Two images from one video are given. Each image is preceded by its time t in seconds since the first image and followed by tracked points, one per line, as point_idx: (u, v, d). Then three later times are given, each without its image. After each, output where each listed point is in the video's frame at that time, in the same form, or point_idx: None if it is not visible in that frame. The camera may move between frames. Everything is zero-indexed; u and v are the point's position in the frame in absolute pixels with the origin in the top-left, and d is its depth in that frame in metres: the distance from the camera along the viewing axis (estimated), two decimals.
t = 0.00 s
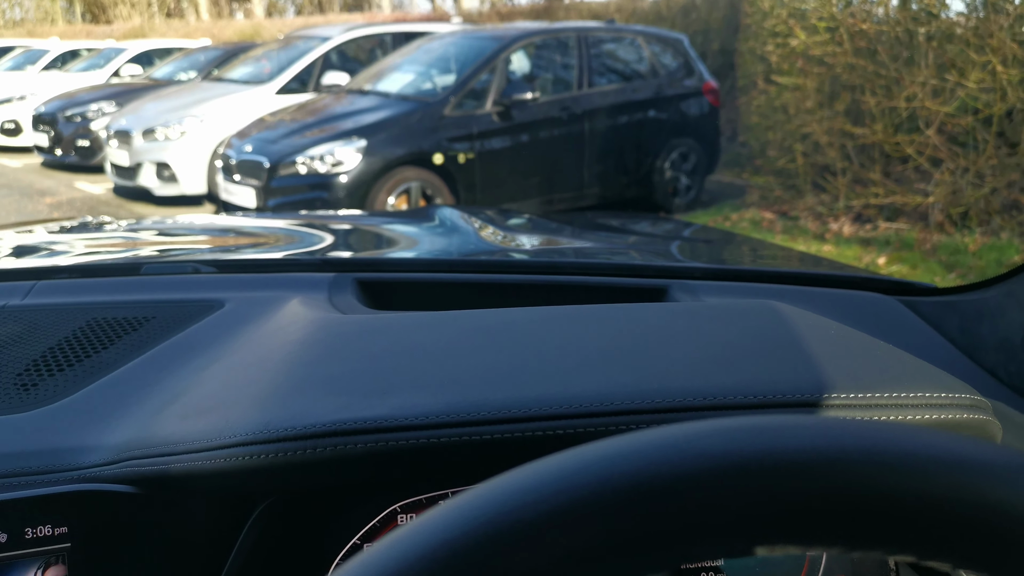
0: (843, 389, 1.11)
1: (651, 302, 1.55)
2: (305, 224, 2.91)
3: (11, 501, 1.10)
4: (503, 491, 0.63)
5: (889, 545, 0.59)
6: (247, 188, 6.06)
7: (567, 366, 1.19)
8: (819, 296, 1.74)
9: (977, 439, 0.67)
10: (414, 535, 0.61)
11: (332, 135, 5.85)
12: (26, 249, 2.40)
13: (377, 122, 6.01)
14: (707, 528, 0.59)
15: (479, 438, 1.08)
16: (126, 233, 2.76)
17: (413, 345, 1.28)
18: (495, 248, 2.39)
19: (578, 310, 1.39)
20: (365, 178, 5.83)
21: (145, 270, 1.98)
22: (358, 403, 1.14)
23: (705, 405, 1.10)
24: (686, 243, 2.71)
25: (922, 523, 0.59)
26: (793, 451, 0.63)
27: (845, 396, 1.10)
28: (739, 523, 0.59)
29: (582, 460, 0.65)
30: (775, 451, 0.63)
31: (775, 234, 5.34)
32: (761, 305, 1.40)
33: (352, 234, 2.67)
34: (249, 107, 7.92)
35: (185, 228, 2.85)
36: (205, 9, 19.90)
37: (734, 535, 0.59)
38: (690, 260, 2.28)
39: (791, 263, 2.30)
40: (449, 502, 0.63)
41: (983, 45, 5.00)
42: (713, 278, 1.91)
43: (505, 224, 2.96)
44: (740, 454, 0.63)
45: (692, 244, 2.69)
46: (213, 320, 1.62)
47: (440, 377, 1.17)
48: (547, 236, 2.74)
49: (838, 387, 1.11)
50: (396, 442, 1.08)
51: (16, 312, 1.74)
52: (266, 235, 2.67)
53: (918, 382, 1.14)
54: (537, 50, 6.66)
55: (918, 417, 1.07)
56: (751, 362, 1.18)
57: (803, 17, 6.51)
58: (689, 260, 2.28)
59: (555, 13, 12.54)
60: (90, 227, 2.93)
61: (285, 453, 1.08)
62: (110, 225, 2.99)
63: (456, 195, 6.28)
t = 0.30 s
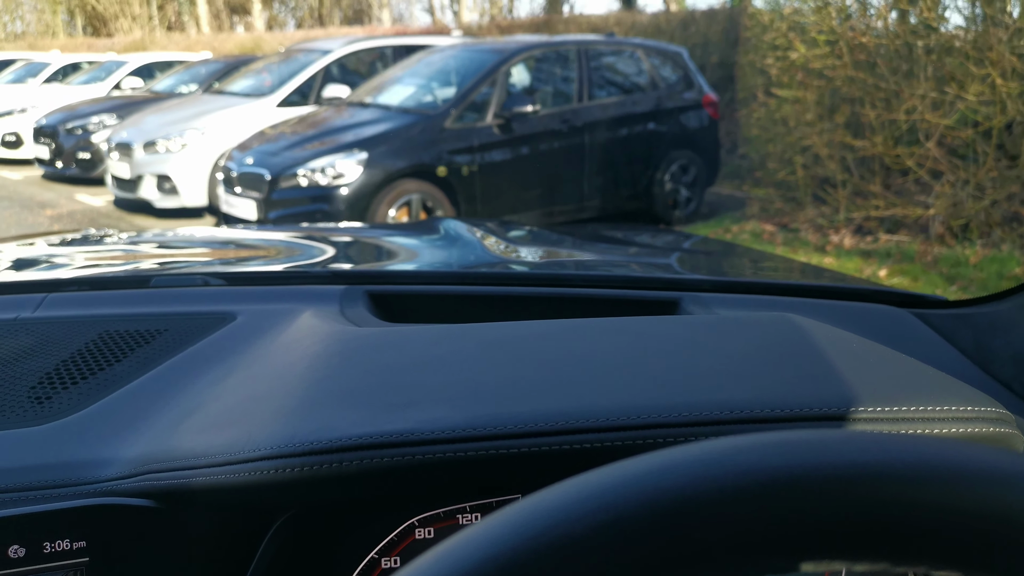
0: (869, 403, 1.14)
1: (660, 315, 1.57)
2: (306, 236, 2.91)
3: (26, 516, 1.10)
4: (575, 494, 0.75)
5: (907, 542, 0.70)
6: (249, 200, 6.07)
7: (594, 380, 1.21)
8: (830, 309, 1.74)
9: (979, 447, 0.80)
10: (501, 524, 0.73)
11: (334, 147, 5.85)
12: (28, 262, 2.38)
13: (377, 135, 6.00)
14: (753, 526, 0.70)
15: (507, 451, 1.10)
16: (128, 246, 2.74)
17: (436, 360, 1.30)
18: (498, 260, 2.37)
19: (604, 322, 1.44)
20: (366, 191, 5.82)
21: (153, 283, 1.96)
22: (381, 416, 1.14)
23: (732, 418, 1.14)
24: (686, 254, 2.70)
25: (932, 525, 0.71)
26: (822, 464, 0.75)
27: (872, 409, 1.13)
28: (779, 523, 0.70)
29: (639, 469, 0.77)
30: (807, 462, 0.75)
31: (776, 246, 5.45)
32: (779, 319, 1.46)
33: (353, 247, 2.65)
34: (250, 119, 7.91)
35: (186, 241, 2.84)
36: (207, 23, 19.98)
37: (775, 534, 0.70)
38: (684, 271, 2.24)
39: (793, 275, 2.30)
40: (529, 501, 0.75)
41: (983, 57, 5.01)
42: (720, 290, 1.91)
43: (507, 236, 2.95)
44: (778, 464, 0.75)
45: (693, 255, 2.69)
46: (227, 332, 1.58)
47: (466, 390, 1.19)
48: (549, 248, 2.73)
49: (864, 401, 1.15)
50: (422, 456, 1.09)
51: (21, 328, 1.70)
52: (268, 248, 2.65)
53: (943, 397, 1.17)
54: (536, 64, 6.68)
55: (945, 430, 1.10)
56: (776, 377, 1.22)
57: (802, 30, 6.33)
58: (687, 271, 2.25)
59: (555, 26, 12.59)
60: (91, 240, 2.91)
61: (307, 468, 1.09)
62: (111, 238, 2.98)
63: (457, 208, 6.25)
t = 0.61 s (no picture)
0: (883, 413, 1.14)
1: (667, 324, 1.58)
2: (305, 247, 2.90)
3: (31, 526, 1.09)
4: (616, 496, 0.80)
5: (919, 548, 0.77)
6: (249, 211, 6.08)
7: (606, 391, 1.21)
8: (835, 318, 1.74)
9: (989, 455, 0.86)
10: (544, 521, 0.78)
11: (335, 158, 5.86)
12: (30, 272, 2.37)
13: (378, 146, 6.01)
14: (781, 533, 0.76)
15: (519, 462, 1.10)
16: (130, 257, 2.74)
17: (446, 370, 1.30)
18: (498, 269, 2.36)
19: (614, 332, 1.45)
20: (366, 201, 5.82)
21: (156, 292, 1.96)
22: (392, 426, 1.14)
23: (744, 430, 1.14)
24: (686, 264, 2.70)
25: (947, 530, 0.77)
26: (846, 472, 0.80)
27: (885, 420, 1.13)
28: (807, 530, 0.76)
29: (676, 474, 0.82)
30: (830, 471, 0.80)
31: (775, 256, 5.49)
32: (790, 328, 1.46)
33: (353, 257, 2.65)
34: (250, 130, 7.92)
35: (186, 252, 2.84)
36: (207, 36, 20.01)
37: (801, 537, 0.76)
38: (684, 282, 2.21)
39: (794, 285, 2.29)
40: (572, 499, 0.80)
41: (981, 69, 5.04)
42: (725, 300, 1.90)
43: (507, 246, 2.95)
44: (803, 473, 0.80)
45: (693, 265, 2.68)
46: (232, 342, 1.57)
47: (477, 401, 1.19)
48: (548, 258, 2.72)
49: (877, 412, 1.15)
50: (435, 466, 1.09)
51: (25, 339, 1.70)
52: (268, 258, 2.65)
53: (957, 407, 1.17)
54: (536, 75, 6.69)
55: (958, 441, 1.10)
56: (788, 387, 1.23)
57: (801, 42, 6.39)
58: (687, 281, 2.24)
59: (555, 37, 12.62)
60: (93, 251, 2.91)
61: (317, 478, 1.08)
62: (112, 248, 2.97)
63: (458, 219, 6.25)
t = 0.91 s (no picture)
0: (877, 427, 1.14)
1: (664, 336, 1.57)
2: (304, 254, 2.90)
3: (22, 541, 1.09)
4: (606, 517, 0.79)
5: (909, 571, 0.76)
6: (246, 218, 6.08)
7: (600, 405, 1.20)
8: (831, 329, 1.74)
9: (984, 476, 0.86)
10: (534, 541, 0.78)
11: (333, 164, 5.85)
12: (26, 282, 2.36)
13: (376, 152, 5.99)
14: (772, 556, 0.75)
15: (513, 476, 1.09)
16: (126, 265, 2.73)
17: (441, 383, 1.29)
18: (497, 278, 2.35)
19: (611, 345, 1.44)
20: (365, 208, 5.82)
21: (151, 303, 1.94)
22: (385, 441, 1.13)
23: (738, 443, 1.13)
24: (684, 273, 2.70)
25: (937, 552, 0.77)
26: (838, 494, 0.80)
27: (880, 434, 1.12)
28: (797, 553, 0.76)
29: (667, 495, 0.82)
30: (822, 493, 0.80)
31: (774, 263, 5.80)
32: (786, 341, 1.46)
33: (351, 266, 2.64)
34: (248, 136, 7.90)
35: (184, 259, 2.83)
36: (206, 41, 20.03)
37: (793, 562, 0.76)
38: (680, 291, 2.21)
39: (792, 294, 2.28)
40: (560, 520, 0.80)
41: (979, 75, 5.00)
42: (723, 310, 1.90)
43: (505, 253, 2.95)
44: (794, 494, 0.80)
45: (690, 274, 2.68)
46: (226, 353, 1.56)
47: (471, 415, 1.19)
48: (546, 266, 2.71)
49: (871, 426, 1.14)
50: (429, 482, 1.08)
51: (20, 349, 1.68)
52: (265, 266, 2.64)
53: (951, 421, 1.16)
54: (535, 81, 6.69)
55: (953, 455, 1.09)
56: (783, 402, 1.22)
57: (799, 49, 6.33)
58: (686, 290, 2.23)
59: (554, 44, 12.65)
60: (90, 259, 2.90)
61: (309, 494, 1.07)
62: (109, 256, 2.96)
63: (456, 225, 6.24)
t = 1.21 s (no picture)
0: (880, 428, 1.14)
1: (665, 337, 1.57)
2: (303, 257, 2.89)
3: (21, 543, 1.08)
4: (607, 515, 0.79)
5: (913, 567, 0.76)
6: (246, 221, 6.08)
7: (601, 408, 1.21)
8: (833, 330, 1.73)
9: (982, 476, 0.86)
10: (535, 540, 0.76)
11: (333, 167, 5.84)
12: (24, 284, 2.35)
13: (377, 155, 5.97)
14: (776, 556, 0.75)
15: (516, 476, 1.10)
16: (125, 268, 2.71)
17: (442, 385, 1.29)
18: (497, 280, 2.35)
19: (612, 346, 1.43)
20: (365, 211, 5.81)
21: (150, 305, 1.93)
22: (388, 443, 1.15)
23: (740, 443, 1.13)
24: (684, 275, 2.69)
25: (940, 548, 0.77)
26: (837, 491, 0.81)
27: (883, 434, 1.12)
28: (799, 553, 0.76)
29: (668, 492, 0.82)
30: (820, 491, 0.81)
31: (775, 265, 6.04)
32: (786, 343, 1.46)
33: (350, 267, 2.64)
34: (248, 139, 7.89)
35: (184, 262, 2.82)
36: (204, 44, 20.02)
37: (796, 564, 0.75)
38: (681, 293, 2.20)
39: (792, 296, 2.28)
40: (561, 518, 0.79)
41: (981, 78, 5.04)
42: (724, 311, 1.89)
43: (504, 256, 2.94)
44: (796, 493, 0.80)
45: (690, 276, 2.68)
46: (225, 355, 1.56)
47: (472, 419, 1.19)
48: (546, 268, 2.71)
49: (874, 427, 1.14)
50: (431, 482, 1.10)
51: (18, 352, 1.67)
52: (264, 269, 2.63)
53: (953, 423, 1.16)
54: (535, 84, 6.69)
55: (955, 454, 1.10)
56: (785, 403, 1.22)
57: (799, 52, 6.28)
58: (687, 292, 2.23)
59: (554, 48, 12.65)
60: (88, 262, 2.89)
61: (315, 493, 1.09)
62: (107, 259, 2.95)
63: (456, 229, 6.24)
